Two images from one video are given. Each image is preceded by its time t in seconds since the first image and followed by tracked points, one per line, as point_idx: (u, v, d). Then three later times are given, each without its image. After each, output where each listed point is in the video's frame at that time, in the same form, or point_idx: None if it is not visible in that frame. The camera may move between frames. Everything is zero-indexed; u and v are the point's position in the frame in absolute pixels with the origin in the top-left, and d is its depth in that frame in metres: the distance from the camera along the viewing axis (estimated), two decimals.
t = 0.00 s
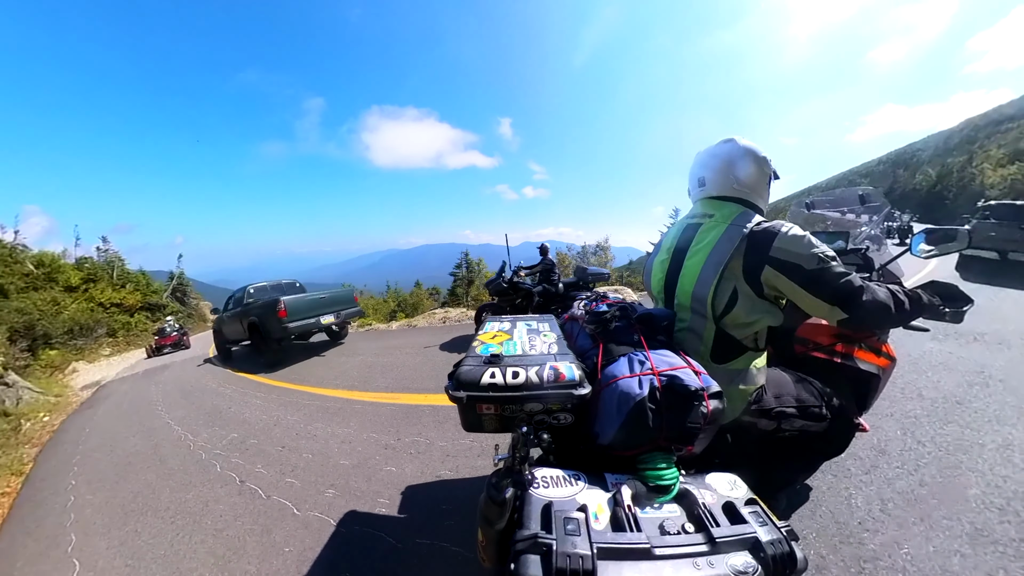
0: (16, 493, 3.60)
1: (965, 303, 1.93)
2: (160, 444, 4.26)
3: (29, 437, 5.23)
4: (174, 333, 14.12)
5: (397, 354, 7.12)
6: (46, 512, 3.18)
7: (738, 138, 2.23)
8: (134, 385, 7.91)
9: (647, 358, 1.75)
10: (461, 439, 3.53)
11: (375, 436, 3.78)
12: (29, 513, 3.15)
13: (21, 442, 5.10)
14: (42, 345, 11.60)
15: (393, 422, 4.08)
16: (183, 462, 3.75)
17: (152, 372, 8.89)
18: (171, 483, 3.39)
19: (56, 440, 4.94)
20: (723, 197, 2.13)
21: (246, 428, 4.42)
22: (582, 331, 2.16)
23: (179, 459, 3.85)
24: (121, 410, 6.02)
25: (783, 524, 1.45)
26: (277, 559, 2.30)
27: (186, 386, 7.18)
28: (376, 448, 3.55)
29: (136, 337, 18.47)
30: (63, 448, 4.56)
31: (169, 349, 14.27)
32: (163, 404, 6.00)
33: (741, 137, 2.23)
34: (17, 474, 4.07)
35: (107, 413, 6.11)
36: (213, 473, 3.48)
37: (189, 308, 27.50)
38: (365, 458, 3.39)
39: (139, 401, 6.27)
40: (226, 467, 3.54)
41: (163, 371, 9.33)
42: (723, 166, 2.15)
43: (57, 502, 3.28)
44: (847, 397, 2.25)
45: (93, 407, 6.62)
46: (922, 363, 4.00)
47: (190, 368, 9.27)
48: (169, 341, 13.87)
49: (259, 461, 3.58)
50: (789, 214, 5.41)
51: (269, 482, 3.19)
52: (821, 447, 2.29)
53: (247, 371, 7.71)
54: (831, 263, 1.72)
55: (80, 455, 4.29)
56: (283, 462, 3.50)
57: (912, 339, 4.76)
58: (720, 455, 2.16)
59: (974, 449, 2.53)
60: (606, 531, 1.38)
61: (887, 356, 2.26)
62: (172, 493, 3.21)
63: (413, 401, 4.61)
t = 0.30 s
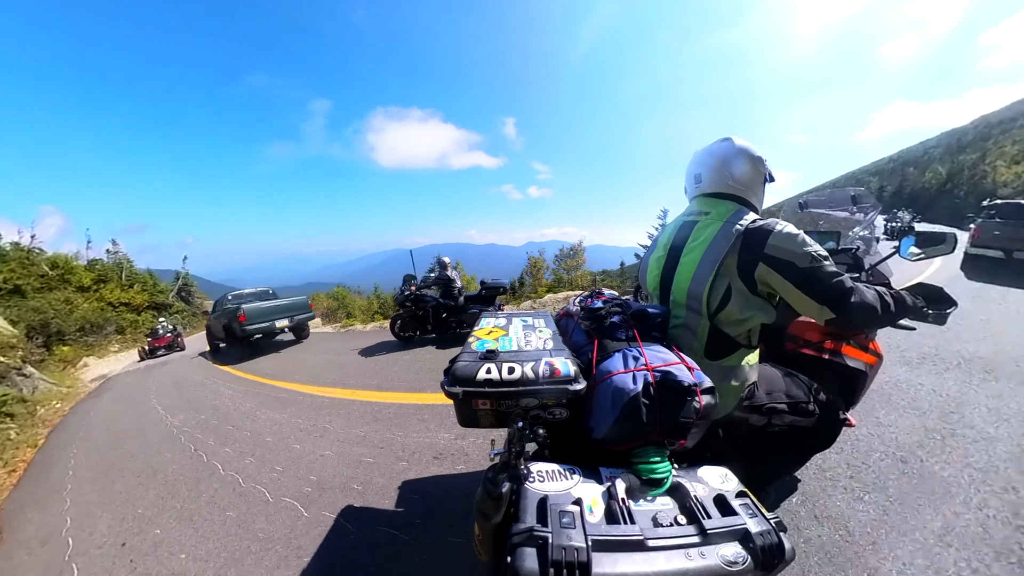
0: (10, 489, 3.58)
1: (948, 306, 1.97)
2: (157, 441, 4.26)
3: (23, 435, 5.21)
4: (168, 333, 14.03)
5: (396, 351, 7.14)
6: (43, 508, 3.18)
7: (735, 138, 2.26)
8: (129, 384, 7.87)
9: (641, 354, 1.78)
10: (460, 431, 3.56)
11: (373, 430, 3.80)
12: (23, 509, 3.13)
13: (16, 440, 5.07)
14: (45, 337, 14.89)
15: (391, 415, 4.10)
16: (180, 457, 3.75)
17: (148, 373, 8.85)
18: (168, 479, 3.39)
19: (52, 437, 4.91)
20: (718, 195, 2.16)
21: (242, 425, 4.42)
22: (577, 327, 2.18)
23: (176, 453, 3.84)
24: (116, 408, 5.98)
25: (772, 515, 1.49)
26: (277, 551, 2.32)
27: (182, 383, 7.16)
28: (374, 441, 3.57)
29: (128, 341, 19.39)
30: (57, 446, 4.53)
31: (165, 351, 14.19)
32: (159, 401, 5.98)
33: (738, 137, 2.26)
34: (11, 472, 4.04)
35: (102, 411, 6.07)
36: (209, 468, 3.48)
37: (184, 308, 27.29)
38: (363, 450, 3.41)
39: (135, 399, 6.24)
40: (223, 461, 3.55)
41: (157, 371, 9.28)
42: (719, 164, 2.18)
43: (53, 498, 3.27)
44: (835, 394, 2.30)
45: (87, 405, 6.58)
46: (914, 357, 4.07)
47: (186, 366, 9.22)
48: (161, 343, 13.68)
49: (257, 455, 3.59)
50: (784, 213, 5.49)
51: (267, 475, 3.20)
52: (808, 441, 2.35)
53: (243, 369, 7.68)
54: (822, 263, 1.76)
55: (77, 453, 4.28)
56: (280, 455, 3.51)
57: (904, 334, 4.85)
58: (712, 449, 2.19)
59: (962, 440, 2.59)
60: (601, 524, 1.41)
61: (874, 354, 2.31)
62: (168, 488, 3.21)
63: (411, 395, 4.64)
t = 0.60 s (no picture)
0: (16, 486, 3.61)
1: (947, 311, 1.96)
2: (161, 439, 4.29)
3: (30, 432, 5.24)
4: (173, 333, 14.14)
5: (399, 350, 7.18)
6: (47, 506, 3.19)
7: (733, 135, 2.27)
8: (134, 382, 7.90)
9: (641, 352, 1.79)
10: (461, 429, 3.58)
11: (374, 428, 3.83)
12: (30, 504, 3.17)
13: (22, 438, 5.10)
14: (55, 335, 15.25)
15: (393, 413, 4.14)
16: (183, 455, 3.79)
17: (153, 371, 8.89)
18: (172, 476, 3.42)
19: (57, 435, 4.94)
20: (718, 194, 2.17)
21: (246, 422, 4.45)
22: (578, 325, 2.19)
23: (179, 452, 3.88)
24: (121, 406, 6.02)
25: (770, 514, 1.49)
26: (278, 547, 2.35)
27: (186, 382, 7.18)
28: (375, 439, 3.60)
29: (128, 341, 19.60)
30: (64, 443, 4.58)
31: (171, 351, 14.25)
32: (163, 399, 6.01)
33: (737, 135, 2.26)
34: (18, 468, 4.08)
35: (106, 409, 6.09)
36: (213, 465, 3.52)
37: (188, 307, 27.45)
38: (364, 448, 3.44)
39: (139, 398, 6.26)
40: (227, 459, 3.58)
41: (161, 371, 9.35)
42: (719, 162, 2.19)
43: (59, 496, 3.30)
44: (834, 395, 2.30)
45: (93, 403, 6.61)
46: (916, 357, 4.07)
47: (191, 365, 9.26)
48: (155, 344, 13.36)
49: (259, 453, 3.62)
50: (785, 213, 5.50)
51: (269, 472, 3.23)
52: (807, 441, 2.35)
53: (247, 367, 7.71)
54: (821, 264, 1.76)
55: (82, 450, 4.30)
56: (283, 453, 3.54)
57: (908, 335, 4.84)
58: (711, 448, 2.19)
59: (963, 440, 2.58)
60: (600, 521, 1.42)
61: (873, 354, 2.31)
62: (172, 485, 3.24)
63: (413, 394, 4.67)
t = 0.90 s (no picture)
0: (21, 481, 3.64)
1: (953, 306, 1.96)
2: (165, 435, 4.32)
3: (36, 429, 5.28)
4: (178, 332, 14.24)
5: (402, 349, 7.20)
6: (49, 501, 3.20)
7: (733, 134, 2.26)
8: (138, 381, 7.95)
9: (642, 352, 1.78)
10: (462, 428, 3.59)
11: (376, 426, 3.85)
12: (37, 500, 3.20)
13: (29, 435, 5.14)
14: (64, 333, 15.45)
15: (395, 412, 4.15)
16: (188, 452, 3.81)
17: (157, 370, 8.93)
18: (174, 472, 3.43)
19: (64, 431, 4.98)
20: (719, 193, 2.16)
21: (249, 420, 4.48)
22: (579, 324, 2.19)
23: (184, 448, 3.91)
24: (126, 403, 6.07)
25: (772, 514, 1.49)
26: (280, 543, 2.36)
27: (191, 381, 7.21)
28: (377, 437, 3.61)
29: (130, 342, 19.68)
30: (71, 439, 4.63)
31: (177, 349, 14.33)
32: (168, 396, 6.04)
33: (737, 133, 2.26)
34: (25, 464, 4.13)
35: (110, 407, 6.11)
36: (217, 462, 3.54)
37: (194, 307, 27.64)
38: (366, 447, 3.45)
39: (144, 395, 6.30)
40: (231, 456, 3.60)
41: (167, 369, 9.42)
42: (720, 162, 2.18)
43: (60, 489, 3.31)
44: (836, 393, 2.29)
45: (97, 399, 6.65)
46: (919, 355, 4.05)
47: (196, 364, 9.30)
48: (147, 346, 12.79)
49: (263, 450, 3.64)
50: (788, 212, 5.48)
51: (272, 470, 3.25)
52: (809, 441, 2.34)
53: (251, 366, 7.75)
54: (823, 262, 1.75)
55: (87, 447, 4.34)
56: (286, 451, 3.56)
57: (912, 334, 4.82)
58: (712, 447, 2.19)
59: (967, 439, 2.57)
60: (601, 520, 1.42)
61: (876, 353, 2.30)
62: (176, 482, 3.26)
63: (415, 393, 4.68)
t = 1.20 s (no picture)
0: (30, 473, 3.70)
1: (949, 308, 1.96)
2: (171, 430, 4.38)
3: (43, 425, 5.34)
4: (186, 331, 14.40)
5: (404, 347, 7.24)
6: (55, 494, 3.25)
7: (726, 131, 2.28)
8: (144, 378, 8.01)
9: (641, 348, 1.79)
10: (464, 424, 3.63)
11: (378, 421, 3.89)
12: (46, 492, 3.25)
13: (38, 430, 5.22)
14: (73, 330, 15.64)
15: (398, 408, 4.19)
16: (193, 446, 3.86)
17: (162, 368, 9.01)
18: (178, 466, 3.47)
19: (71, 426, 5.04)
20: (716, 190, 2.17)
21: (254, 415, 4.53)
22: (578, 321, 2.20)
23: (189, 443, 3.96)
24: (133, 399, 6.15)
25: (769, 509, 1.50)
26: (284, 534, 2.39)
27: (196, 377, 7.28)
28: (379, 432, 3.65)
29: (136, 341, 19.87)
30: (79, 434, 4.69)
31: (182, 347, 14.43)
32: (173, 393, 6.09)
33: (731, 130, 2.27)
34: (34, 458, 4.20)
35: (117, 403, 6.17)
36: (222, 455, 3.59)
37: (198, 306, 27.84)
38: (369, 441, 3.49)
39: (150, 391, 6.36)
40: (236, 449, 3.65)
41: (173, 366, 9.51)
42: (716, 159, 2.19)
43: (68, 482, 3.36)
44: (835, 390, 2.30)
45: (104, 396, 6.71)
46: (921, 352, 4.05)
47: (201, 362, 9.36)
48: (141, 345, 12.20)
49: (267, 444, 3.69)
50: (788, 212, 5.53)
51: (276, 463, 3.29)
52: (808, 438, 2.34)
53: (255, 363, 7.80)
54: (819, 259, 1.76)
55: (93, 442, 4.39)
56: (290, 445, 3.61)
57: (913, 331, 4.83)
58: (710, 444, 2.21)
59: (966, 435, 2.58)
60: (600, 515, 1.43)
61: (874, 350, 2.30)
62: (181, 475, 3.31)
63: (417, 389, 4.73)
